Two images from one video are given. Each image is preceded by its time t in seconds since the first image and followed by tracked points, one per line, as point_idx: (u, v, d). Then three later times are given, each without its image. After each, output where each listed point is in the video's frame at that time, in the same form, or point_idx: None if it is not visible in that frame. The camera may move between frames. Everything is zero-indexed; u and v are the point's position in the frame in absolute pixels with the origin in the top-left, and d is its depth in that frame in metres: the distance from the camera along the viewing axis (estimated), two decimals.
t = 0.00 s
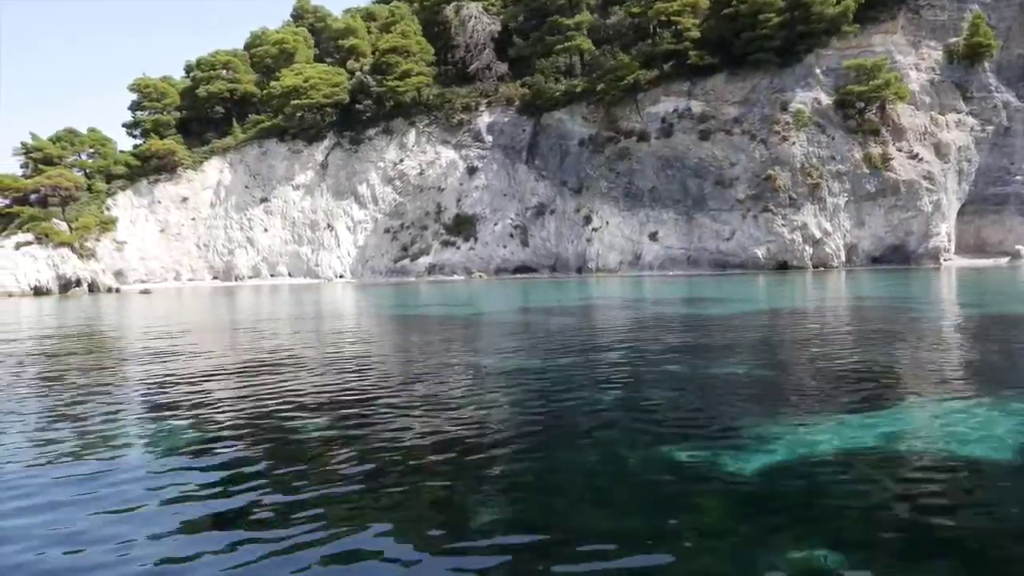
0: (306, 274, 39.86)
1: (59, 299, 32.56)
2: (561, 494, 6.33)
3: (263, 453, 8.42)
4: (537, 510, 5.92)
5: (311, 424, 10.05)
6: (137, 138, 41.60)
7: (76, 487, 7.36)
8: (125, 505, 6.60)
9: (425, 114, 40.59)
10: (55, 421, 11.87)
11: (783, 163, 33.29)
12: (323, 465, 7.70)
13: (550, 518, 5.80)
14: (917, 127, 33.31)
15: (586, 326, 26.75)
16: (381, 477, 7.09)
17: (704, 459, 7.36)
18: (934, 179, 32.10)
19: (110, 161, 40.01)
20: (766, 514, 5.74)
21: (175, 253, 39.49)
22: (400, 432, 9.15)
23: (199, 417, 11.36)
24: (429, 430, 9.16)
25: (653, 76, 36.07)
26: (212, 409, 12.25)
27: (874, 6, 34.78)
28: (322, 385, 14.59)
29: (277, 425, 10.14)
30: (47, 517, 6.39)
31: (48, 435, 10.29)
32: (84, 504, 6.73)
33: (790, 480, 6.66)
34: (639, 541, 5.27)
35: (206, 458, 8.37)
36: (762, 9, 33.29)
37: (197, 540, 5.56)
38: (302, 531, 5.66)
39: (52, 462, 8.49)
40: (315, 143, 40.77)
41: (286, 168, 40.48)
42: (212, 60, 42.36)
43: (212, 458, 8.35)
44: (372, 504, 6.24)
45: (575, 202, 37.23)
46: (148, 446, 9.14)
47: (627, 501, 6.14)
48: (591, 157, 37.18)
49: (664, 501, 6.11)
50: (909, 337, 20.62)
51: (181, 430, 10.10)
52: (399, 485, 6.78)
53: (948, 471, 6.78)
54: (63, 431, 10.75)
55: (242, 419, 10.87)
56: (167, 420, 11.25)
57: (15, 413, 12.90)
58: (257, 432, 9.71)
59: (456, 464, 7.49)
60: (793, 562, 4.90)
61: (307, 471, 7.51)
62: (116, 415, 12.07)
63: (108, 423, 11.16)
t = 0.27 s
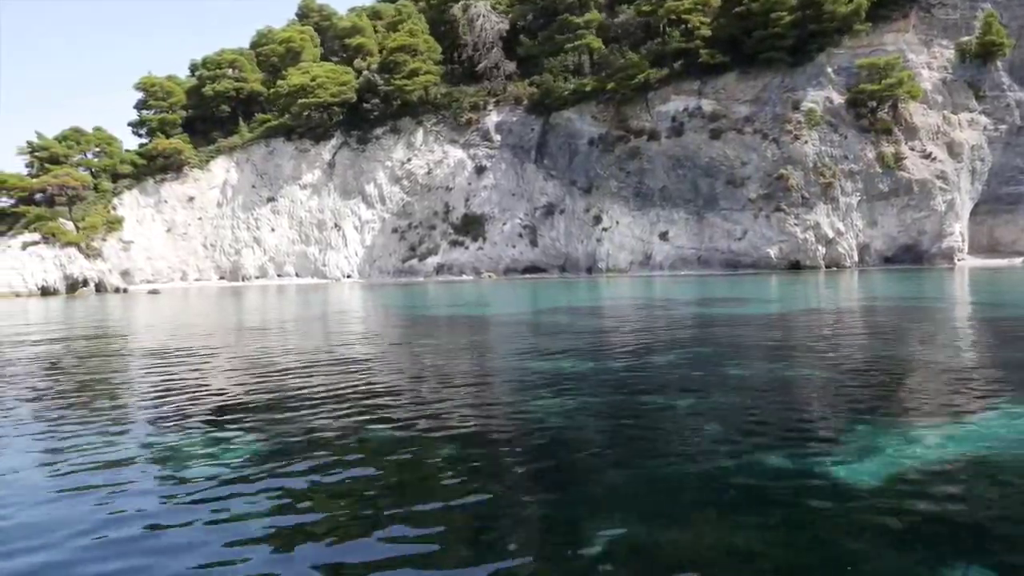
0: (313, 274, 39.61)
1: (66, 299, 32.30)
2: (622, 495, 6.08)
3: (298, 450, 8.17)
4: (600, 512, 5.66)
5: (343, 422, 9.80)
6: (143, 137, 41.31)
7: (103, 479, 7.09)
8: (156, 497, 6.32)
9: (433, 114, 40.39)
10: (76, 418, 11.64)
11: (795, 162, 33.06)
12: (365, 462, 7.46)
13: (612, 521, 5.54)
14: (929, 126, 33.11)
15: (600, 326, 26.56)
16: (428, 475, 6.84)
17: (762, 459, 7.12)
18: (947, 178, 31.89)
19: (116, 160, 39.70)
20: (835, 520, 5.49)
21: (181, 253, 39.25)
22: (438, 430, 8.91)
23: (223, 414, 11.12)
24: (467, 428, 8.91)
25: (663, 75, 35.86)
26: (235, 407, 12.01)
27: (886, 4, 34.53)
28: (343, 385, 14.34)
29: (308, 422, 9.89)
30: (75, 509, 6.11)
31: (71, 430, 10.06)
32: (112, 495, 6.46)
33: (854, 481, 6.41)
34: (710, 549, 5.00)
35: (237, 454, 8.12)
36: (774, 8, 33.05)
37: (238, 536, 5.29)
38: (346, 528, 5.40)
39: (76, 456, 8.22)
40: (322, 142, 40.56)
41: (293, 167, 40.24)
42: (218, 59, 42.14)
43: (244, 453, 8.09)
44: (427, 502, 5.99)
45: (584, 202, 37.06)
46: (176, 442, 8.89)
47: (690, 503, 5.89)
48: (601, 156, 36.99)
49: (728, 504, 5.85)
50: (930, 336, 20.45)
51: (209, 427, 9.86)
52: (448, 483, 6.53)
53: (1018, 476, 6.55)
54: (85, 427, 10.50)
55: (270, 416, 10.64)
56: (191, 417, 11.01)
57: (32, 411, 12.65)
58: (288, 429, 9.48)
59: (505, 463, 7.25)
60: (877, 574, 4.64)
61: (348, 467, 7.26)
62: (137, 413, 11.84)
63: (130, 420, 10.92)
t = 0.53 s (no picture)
0: (320, 274, 39.42)
1: (73, 299, 32.13)
2: (673, 504, 5.86)
3: (328, 457, 7.96)
4: (653, 524, 5.43)
5: (370, 426, 9.58)
6: (148, 136, 41.07)
7: (128, 493, 6.88)
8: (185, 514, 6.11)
9: (440, 113, 40.17)
10: (94, 422, 11.44)
11: (805, 162, 32.87)
12: (399, 469, 7.24)
13: (666, 534, 5.30)
14: (940, 125, 32.90)
15: (612, 326, 26.41)
16: (467, 484, 6.62)
17: (810, 463, 6.91)
18: (959, 178, 31.71)
19: (121, 159, 39.47)
20: (897, 531, 5.24)
21: (188, 252, 39.07)
22: (470, 434, 8.70)
23: (244, 418, 10.91)
24: (499, 431, 8.72)
25: (672, 74, 35.65)
26: (255, 410, 11.80)
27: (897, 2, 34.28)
28: (361, 386, 14.12)
29: (334, 426, 9.68)
30: (103, 528, 5.90)
31: (92, 436, 9.86)
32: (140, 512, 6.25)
33: (909, 487, 6.20)
34: (772, 564, 4.73)
35: (265, 463, 7.90)
36: (784, 7, 32.81)
37: (274, 557, 5.07)
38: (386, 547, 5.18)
39: (98, 467, 8.02)
40: (328, 142, 40.35)
41: (299, 167, 40.04)
42: (223, 57, 41.91)
43: (271, 463, 7.88)
44: (473, 514, 5.77)
45: (593, 202, 36.92)
46: (200, 450, 8.69)
47: (745, 513, 5.64)
48: (609, 156, 36.81)
49: (785, 514, 5.61)
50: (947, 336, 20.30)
51: (233, 431, 9.66)
52: (489, 492, 6.31)
53: None
54: (105, 431, 10.31)
55: (293, 420, 10.42)
56: (211, 421, 10.82)
57: (47, 414, 12.44)
58: (314, 433, 9.27)
59: (546, 469, 7.04)
60: None
61: (382, 475, 7.04)
62: (156, 417, 11.63)
63: (150, 424, 10.71)
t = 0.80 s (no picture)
0: (327, 274, 39.16)
1: (80, 299, 31.84)
2: (741, 504, 5.67)
3: (368, 456, 7.70)
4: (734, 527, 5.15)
5: (402, 425, 9.32)
6: (154, 135, 40.78)
7: (163, 493, 6.58)
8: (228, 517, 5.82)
9: (447, 112, 39.96)
10: (113, 419, 11.14)
11: (818, 161, 32.67)
12: (448, 471, 6.98)
13: (742, 537, 5.08)
14: (952, 125, 32.72)
15: (624, 326, 26.22)
16: (522, 486, 6.34)
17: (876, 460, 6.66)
18: (972, 177, 31.53)
19: (126, 158, 39.16)
20: (983, 533, 5.03)
21: (194, 253, 38.78)
22: (510, 434, 8.44)
23: (269, 415, 10.65)
24: (542, 431, 8.52)
25: (682, 73, 35.49)
26: (276, 409, 11.53)
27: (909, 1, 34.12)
28: (381, 386, 13.86)
29: (367, 425, 9.43)
30: (142, 530, 5.61)
31: (116, 432, 9.58)
32: (179, 514, 5.94)
33: (984, 487, 5.99)
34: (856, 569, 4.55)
35: (301, 460, 7.63)
36: (796, 5, 32.62)
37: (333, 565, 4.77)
38: (445, 559, 4.84)
39: (128, 464, 7.74)
40: (335, 141, 40.16)
41: (306, 166, 39.81)
42: (230, 56, 41.69)
43: (308, 461, 7.60)
44: (539, 518, 5.49)
45: (602, 201, 36.72)
46: (232, 446, 8.43)
47: (825, 518, 5.36)
48: (619, 156, 36.63)
49: (867, 516, 5.34)
50: (969, 335, 20.11)
51: (262, 430, 9.38)
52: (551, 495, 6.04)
53: None
54: (127, 429, 10.03)
55: (322, 417, 10.16)
56: (236, 419, 10.55)
57: (64, 412, 12.16)
58: (348, 432, 9.01)
59: (601, 469, 6.78)
60: None
61: (431, 477, 6.77)
62: (177, 415, 11.36)
63: (174, 421, 10.45)
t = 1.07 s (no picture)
0: (335, 274, 38.95)
1: (88, 299, 31.61)
2: (811, 516, 5.47)
3: (414, 466, 7.50)
4: (816, 547, 4.92)
5: (440, 429, 9.12)
6: (160, 134, 40.51)
7: (207, 513, 6.36)
8: (281, 541, 5.59)
9: (455, 111, 39.73)
10: (138, 422, 10.94)
11: (830, 160, 32.43)
12: (501, 484, 6.77)
13: (817, 552, 4.89)
14: (965, 123, 32.51)
15: (638, 326, 26.07)
16: (584, 503, 6.12)
17: (942, 464, 6.47)
18: (986, 176, 31.30)
19: (132, 157, 38.90)
20: None
21: (201, 253, 38.55)
22: (556, 439, 8.23)
23: (298, 419, 10.45)
24: (586, 434, 8.30)
25: (692, 72, 35.30)
26: (303, 411, 11.33)
27: None
28: (404, 388, 13.65)
29: (403, 430, 9.23)
30: (194, 555, 5.38)
31: (145, 439, 9.37)
32: (230, 537, 5.71)
33: None
34: None
35: (345, 473, 7.42)
36: (808, 3, 32.41)
37: None
38: None
39: (165, 480, 7.52)
40: (342, 140, 39.95)
41: (313, 165, 39.62)
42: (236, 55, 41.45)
43: (352, 474, 7.39)
44: (601, 535, 5.29)
45: (612, 200, 36.52)
46: (269, 456, 8.23)
47: (902, 529, 5.15)
48: (629, 155, 36.44)
49: (951, 528, 5.12)
50: (991, 335, 19.90)
51: (295, 436, 9.18)
52: (616, 512, 5.82)
53: None
54: (156, 434, 9.83)
55: (354, 422, 9.95)
56: (264, 422, 10.35)
57: (85, 415, 11.94)
58: (386, 438, 8.80)
59: (661, 480, 6.58)
60: None
61: (485, 492, 6.57)
62: (202, 417, 11.15)
63: (202, 425, 10.25)
